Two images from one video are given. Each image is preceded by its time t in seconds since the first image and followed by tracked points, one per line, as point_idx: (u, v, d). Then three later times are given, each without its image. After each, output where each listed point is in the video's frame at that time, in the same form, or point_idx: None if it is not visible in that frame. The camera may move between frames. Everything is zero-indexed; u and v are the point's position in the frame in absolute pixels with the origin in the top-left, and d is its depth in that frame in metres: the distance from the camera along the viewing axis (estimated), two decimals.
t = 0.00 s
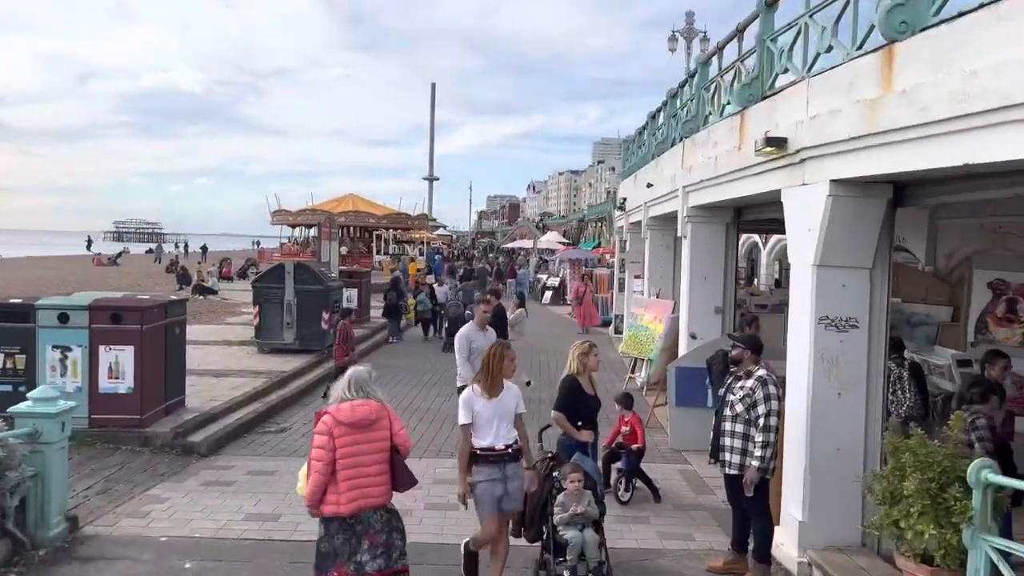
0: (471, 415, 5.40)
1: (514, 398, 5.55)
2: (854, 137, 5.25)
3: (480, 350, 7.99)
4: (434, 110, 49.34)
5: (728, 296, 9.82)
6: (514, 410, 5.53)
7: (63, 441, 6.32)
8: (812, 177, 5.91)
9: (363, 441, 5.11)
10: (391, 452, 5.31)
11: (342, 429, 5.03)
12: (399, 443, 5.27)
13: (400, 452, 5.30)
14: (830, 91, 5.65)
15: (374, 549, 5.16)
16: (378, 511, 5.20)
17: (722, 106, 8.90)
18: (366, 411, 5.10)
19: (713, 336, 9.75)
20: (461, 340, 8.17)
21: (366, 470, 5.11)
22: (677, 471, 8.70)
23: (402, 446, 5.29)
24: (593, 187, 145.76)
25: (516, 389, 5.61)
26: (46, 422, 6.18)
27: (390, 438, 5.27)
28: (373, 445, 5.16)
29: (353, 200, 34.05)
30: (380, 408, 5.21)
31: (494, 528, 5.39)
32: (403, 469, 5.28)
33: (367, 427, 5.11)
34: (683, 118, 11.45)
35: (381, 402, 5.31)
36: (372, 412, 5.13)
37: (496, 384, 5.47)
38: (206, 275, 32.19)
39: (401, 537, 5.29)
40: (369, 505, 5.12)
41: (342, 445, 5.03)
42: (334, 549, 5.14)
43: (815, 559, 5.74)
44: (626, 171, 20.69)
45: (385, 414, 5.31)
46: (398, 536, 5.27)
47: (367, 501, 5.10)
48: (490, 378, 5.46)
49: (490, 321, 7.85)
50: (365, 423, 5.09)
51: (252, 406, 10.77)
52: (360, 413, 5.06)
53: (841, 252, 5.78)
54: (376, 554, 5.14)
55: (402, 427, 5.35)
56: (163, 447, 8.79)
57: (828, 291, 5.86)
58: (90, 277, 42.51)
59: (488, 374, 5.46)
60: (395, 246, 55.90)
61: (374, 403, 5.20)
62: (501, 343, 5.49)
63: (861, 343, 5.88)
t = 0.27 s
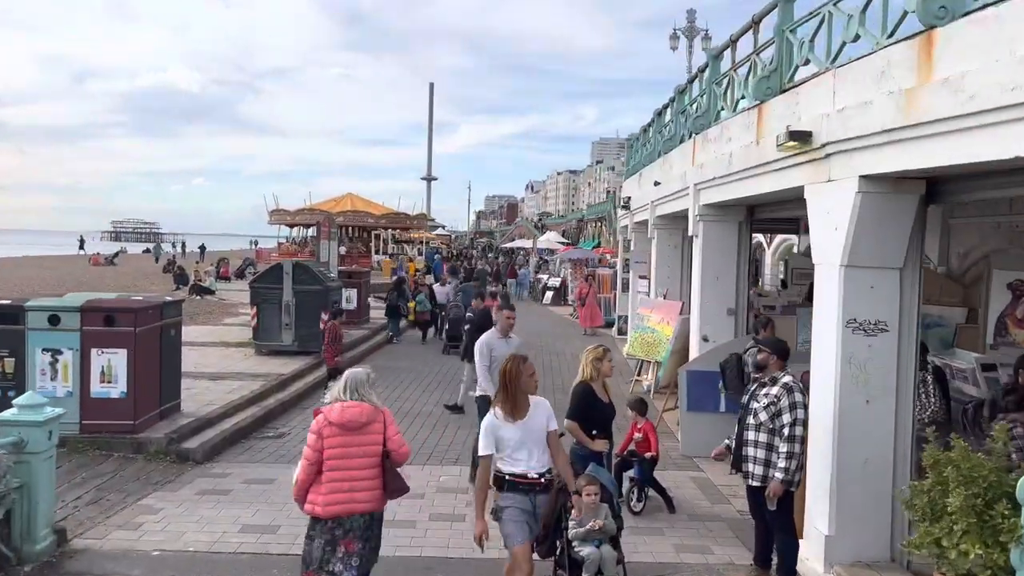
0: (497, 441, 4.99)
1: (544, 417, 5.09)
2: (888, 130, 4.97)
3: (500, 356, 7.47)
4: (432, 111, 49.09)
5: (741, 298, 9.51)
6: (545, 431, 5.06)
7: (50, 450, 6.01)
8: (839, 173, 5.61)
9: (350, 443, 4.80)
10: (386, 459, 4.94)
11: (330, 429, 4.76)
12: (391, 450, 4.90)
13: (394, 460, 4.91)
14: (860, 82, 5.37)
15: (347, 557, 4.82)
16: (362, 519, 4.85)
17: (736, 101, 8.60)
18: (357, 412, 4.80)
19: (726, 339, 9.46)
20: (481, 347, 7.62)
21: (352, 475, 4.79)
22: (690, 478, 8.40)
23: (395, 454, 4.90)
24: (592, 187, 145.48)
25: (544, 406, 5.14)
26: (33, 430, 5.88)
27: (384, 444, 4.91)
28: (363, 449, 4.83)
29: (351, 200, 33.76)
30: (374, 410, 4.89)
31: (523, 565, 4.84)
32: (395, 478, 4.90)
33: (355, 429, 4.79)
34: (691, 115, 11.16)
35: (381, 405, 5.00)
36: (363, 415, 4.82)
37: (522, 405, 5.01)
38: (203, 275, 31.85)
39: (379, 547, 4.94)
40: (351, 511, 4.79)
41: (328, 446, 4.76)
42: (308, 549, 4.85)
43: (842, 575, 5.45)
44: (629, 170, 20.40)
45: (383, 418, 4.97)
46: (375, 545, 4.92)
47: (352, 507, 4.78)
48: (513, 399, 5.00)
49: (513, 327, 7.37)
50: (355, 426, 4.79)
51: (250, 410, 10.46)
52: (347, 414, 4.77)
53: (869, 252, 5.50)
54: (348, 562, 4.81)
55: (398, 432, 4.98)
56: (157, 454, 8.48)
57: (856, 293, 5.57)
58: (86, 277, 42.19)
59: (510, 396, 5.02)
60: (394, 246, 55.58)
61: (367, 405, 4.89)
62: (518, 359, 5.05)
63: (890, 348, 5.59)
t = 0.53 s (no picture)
0: (526, 446, 4.10)
1: (585, 421, 4.04)
2: (930, 110, 4.66)
3: (521, 351, 6.70)
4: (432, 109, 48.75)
5: (757, 293, 9.17)
6: (586, 439, 4.04)
7: (38, 450, 5.69)
8: (874, 157, 5.29)
9: (358, 435, 4.73)
10: (396, 453, 4.83)
11: (340, 419, 4.73)
12: (401, 445, 4.79)
13: (403, 455, 4.79)
14: (898, 61, 5.06)
15: (354, 548, 4.73)
16: (370, 513, 4.75)
17: (753, 88, 8.29)
18: (365, 404, 4.73)
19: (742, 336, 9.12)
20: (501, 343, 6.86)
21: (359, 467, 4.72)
22: (707, 480, 8.07)
23: (404, 448, 4.78)
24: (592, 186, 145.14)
25: (588, 407, 4.07)
26: (20, 429, 5.56)
27: (394, 438, 4.80)
28: (370, 442, 4.74)
29: (351, 199, 33.46)
30: (384, 404, 4.80)
31: None
32: (403, 472, 4.80)
33: (364, 421, 4.72)
34: (703, 106, 10.84)
35: (393, 398, 4.90)
36: (372, 407, 4.74)
37: (552, 407, 4.07)
38: (203, 273, 31.53)
39: (387, 542, 4.83)
40: (357, 504, 4.71)
41: (337, 437, 4.72)
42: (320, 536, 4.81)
43: None
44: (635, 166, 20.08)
45: (395, 412, 4.87)
46: (384, 539, 4.82)
47: (359, 500, 4.71)
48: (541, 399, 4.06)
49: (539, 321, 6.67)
50: (363, 418, 4.71)
51: (249, 410, 10.13)
52: (356, 406, 4.71)
53: (905, 240, 5.19)
54: (354, 553, 4.72)
55: (409, 427, 4.85)
56: (151, 454, 8.16)
57: (891, 284, 5.26)
58: (83, 276, 41.85)
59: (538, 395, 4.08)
60: (395, 245, 55.24)
61: (378, 398, 4.80)
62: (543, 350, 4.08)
63: (927, 343, 5.28)
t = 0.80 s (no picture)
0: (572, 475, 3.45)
1: (650, 462, 3.34)
2: (985, 99, 4.32)
3: (548, 360, 6.06)
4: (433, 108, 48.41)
5: (777, 295, 8.81)
6: (646, 485, 3.34)
7: (26, 463, 5.34)
8: (917, 151, 4.96)
9: (371, 441, 4.42)
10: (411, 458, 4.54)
11: (351, 426, 4.42)
12: (416, 449, 4.50)
13: (419, 459, 4.51)
14: (945, 48, 4.73)
15: (380, 561, 4.43)
16: (390, 522, 4.44)
17: (775, 81, 7.95)
18: (376, 408, 4.44)
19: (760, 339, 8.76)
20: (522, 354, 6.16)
21: (373, 473, 4.42)
22: (727, 490, 7.74)
23: (420, 453, 4.49)
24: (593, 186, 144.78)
25: (658, 450, 3.36)
26: (6, 441, 5.21)
27: (408, 442, 4.51)
28: (384, 448, 4.44)
29: (352, 199, 33.12)
30: (396, 407, 4.51)
31: None
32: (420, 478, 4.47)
33: (376, 426, 4.42)
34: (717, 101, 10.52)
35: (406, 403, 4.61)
36: (383, 411, 4.45)
37: (614, 438, 3.37)
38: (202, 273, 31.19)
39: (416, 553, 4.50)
40: (374, 513, 4.40)
41: (349, 444, 4.40)
42: (344, 548, 4.51)
43: None
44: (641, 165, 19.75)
45: (407, 415, 4.58)
46: (412, 551, 4.49)
47: (374, 509, 4.39)
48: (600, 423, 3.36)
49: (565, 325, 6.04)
50: (375, 422, 4.42)
51: (250, 415, 9.80)
52: (367, 410, 4.41)
53: (951, 240, 4.85)
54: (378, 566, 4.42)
55: (423, 432, 4.55)
56: (148, 463, 7.82)
57: (935, 287, 4.93)
58: (81, 276, 41.51)
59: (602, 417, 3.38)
60: (396, 245, 54.91)
61: (389, 401, 4.52)
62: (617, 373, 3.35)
63: (974, 349, 4.94)
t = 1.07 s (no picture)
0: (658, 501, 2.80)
1: (762, 500, 2.77)
2: None
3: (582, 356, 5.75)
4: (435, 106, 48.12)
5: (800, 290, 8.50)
6: (753, 522, 2.77)
7: (18, 465, 5.03)
8: (966, 132, 4.65)
9: (380, 434, 4.26)
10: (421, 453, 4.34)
11: (361, 419, 4.29)
12: (426, 444, 4.29)
13: (429, 454, 4.30)
14: (998, 20, 4.42)
15: (390, 554, 4.32)
16: (400, 516, 4.31)
17: (799, 66, 7.65)
18: (384, 402, 4.26)
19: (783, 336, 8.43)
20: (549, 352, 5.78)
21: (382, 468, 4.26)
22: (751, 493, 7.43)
23: (429, 448, 4.28)
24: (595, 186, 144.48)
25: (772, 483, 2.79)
26: None
27: (419, 437, 4.31)
28: (393, 442, 4.26)
29: (353, 198, 32.83)
30: (407, 400, 4.31)
31: None
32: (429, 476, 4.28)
33: (384, 419, 4.26)
34: (734, 92, 10.21)
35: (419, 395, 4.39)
36: (392, 404, 4.27)
37: (724, 461, 2.77)
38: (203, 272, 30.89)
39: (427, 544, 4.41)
40: (382, 509, 4.26)
41: (358, 437, 4.28)
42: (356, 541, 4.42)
43: None
44: (649, 161, 19.45)
45: (420, 408, 4.37)
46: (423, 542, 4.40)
47: (380, 506, 4.24)
48: (710, 434, 2.76)
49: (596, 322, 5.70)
50: (383, 417, 4.25)
51: (254, 414, 9.49)
52: (374, 403, 4.26)
53: (1004, 227, 4.54)
54: (390, 558, 4.31)
55: (435, 426, 4.33)
56: (147, 464, 7.50)
57: (987, 278, 4.61)
58: (81, 275, 41.23)
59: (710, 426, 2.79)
60: (398, 244, 54.60)
61: (399, 394, 4.32)
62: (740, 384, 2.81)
63: None
